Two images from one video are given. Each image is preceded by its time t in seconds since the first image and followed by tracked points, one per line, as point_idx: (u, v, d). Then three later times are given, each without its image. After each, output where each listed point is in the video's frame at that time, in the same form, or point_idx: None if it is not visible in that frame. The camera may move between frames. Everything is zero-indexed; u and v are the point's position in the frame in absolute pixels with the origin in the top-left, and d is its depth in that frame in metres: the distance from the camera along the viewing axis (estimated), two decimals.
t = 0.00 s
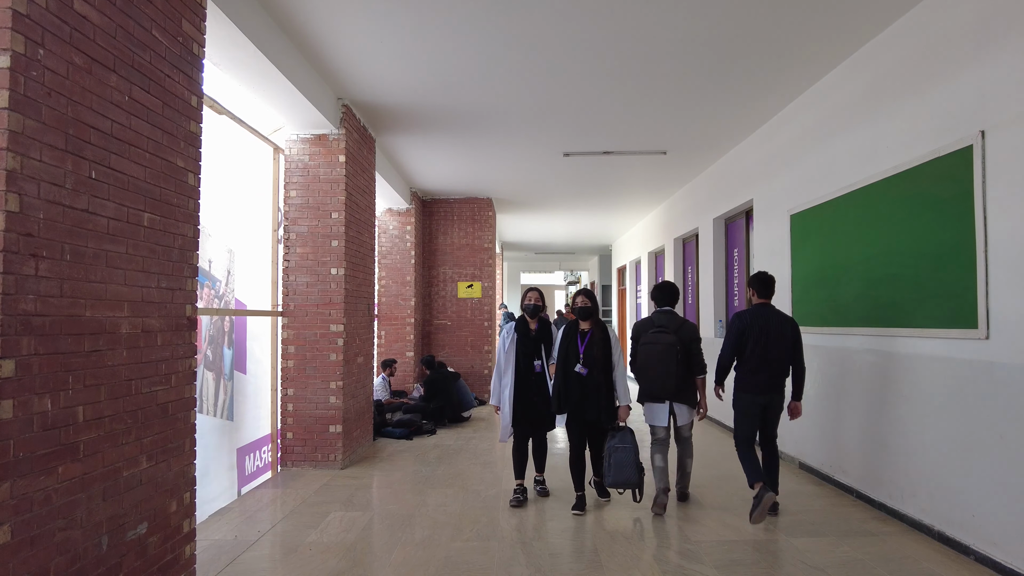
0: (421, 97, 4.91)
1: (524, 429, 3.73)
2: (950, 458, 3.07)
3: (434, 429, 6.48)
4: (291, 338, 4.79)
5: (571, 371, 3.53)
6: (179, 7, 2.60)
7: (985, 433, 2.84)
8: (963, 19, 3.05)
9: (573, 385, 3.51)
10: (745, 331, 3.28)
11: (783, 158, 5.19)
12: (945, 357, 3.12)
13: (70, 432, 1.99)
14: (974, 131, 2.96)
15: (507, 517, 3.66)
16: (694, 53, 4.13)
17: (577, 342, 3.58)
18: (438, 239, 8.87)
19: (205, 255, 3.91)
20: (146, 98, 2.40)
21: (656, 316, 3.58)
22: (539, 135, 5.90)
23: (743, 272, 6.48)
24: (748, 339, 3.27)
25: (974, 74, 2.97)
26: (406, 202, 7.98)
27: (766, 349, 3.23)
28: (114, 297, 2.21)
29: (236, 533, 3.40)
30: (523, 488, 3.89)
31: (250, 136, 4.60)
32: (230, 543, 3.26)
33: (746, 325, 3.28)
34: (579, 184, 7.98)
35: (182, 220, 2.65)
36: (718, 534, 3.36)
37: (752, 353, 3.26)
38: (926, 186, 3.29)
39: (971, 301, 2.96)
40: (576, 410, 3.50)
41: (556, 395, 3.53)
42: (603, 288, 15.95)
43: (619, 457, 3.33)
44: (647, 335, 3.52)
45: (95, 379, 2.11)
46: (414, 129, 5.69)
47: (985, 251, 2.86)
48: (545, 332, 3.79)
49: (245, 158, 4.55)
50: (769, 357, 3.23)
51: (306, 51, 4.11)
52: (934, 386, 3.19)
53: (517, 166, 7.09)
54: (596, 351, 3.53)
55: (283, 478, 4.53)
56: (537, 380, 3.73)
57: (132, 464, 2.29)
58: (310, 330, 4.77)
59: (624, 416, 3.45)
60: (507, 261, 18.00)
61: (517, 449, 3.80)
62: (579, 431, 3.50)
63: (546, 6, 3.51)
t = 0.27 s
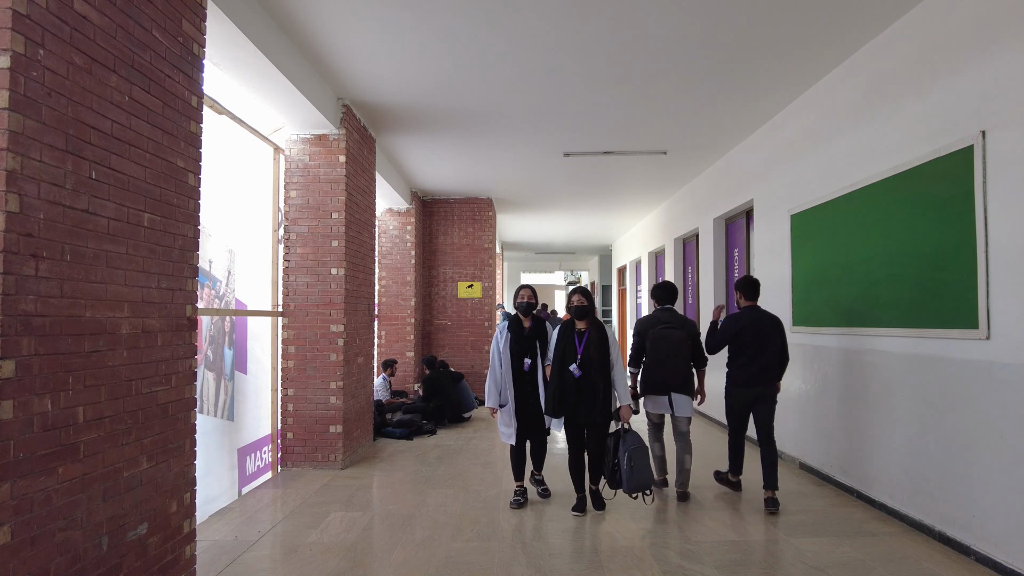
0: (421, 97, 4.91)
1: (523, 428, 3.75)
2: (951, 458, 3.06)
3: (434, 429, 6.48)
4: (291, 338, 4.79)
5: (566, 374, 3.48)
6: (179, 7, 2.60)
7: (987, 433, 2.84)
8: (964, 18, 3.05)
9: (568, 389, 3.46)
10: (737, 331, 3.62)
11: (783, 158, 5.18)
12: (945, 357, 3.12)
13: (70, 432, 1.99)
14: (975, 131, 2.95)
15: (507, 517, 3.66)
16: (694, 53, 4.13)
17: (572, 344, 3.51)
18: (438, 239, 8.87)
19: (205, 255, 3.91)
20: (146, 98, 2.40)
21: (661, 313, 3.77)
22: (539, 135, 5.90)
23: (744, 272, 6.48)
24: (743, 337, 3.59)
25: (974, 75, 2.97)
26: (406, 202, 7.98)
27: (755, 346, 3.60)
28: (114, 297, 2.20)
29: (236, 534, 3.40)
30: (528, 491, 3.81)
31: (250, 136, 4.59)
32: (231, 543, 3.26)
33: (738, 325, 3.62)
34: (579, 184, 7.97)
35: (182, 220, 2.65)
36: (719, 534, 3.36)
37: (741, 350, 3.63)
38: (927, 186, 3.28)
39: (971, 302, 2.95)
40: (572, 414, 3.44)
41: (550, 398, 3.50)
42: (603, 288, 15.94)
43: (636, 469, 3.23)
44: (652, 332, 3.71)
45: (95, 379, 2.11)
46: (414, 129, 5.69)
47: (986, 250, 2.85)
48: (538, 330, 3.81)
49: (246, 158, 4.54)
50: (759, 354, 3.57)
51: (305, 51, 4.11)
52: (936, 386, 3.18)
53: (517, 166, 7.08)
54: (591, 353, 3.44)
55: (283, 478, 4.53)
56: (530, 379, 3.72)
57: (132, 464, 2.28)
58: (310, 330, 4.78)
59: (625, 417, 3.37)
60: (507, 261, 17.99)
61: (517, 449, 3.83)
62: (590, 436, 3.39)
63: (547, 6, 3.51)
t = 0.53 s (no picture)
0: (421, 97, 4.90)
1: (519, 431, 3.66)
2: (951, 458, 3.06)
3: (434, 429, 6.48)
4: (291, 338, 4.79)
5: (575, 375, 3.35)
6: (178, 6, 2.60)
7: (988, 433, 2.83)
8: (964, 18, 3.05)
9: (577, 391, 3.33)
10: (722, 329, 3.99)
11: (783, 158, 5.18)
12: (946, 357, 3.12)
13: (69, 432, 1.99)
14: (975, 131, 2.95)
15: (507, 516, 3.67)
16: (694, 53, 4.13)
17: (579, 344, 3.39)
18: (438, 239, 8.87)
19: (205, 255, 3.91)
20: (146, 98, 2.40)
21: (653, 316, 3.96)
22: (539, 135, 5.89)
23: (744, 272, 6.48)
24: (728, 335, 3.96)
25: (974, 75, 2.97)
26: (406, 202, 7.98)
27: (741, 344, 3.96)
28: (113, 297, 2.20)
29: (236, 534, 3.40)
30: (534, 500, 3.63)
31: (250, 136, 4.59)
32: (231, 543, 3.26)
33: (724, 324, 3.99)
34: (579, 184, 7.97)
35: (182, 220, 2.64)
36: (719, 533, 3.36)
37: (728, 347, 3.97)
38: (927, 186, 3.28)
39: (972, 302, 2.95)
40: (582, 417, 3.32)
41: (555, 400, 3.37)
42: (603, 288, 15.93)
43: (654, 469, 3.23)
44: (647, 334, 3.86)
45: (95, 379, 2.11)
46: (414, 128, 5.69)
47: (987, 250, 2.85)
48: (536, 330, 3.71)
49: (246, 158, 4.54)
50: (742, 349, 3.94)
51: (305, 50, 4.11)
52: (936, 386, 3.18)
53: (518, 165, 7.08)
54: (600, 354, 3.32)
55: (283, 478, 4.53)
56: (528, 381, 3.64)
57: (132, 464, 2.28)
58: (311, 330, 4.78)
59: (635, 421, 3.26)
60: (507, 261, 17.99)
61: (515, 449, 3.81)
62: (601, 441, 3.26)
63: (547, 6, 3.52)
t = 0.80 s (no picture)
0: (421, 97, 4.90)
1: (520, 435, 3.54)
2: (952, 458, 3.05)
3: (434, 429, 6.48)
4: (291, 338, 4.79)
5: (594, 376, 3.21)
6: (178, 6, 2.60)
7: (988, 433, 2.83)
8: (964, 18, 3.05)
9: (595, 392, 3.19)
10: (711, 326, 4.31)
11: (783, 158, 5.18)
12: (946, 357, 3.11)
13: (69, 433, 1.99)
14: (975, 131, 2.95)
15: (507, 517, 3.66)
16: (694, 53, 4.13)
17: (597, 344, 3.25)
18: (438, 239, 8.87)
19: (205, 255, 3.91)
20: (145, 98, 2.41)
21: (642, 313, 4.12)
22: (539, 134, 5.89)
23: (744, 271, 6.48)
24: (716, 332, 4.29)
25: (974, 75, 2.97)
26: (406, 202, 7.98)
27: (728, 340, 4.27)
28: (113, 297, 2.20)
29: (236, 534, 3.40)
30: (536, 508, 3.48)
31: (250, 136, 4.59)
32: (230, 543, 3.27)
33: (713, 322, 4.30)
34: (579, 183, 7.97)
35: (181, 220, 2.65)
36: (719, 533, 3.37)
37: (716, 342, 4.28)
38: (927, 186, 3.28)
39: (972, 301, 2.95)
40: (599, 419, 3.16)
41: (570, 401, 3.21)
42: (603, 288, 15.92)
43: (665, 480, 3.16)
44: (638, 331, 3.94)
45: (95, 379, 2.11)
46: (413, 128, 5.69)
47: (987, 250, 2.85)
48: (541, 331, 3.60)
49: (246, 158, 4.54)
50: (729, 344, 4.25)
51: (305, 50, 4.11)
52: (936, 386, 3.18)
53: (518, 165, 7.08)
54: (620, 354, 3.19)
55: (283, 478, 4.53)
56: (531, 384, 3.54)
57: (132, 464, 2.28)
58: (311, 330, 4.78)
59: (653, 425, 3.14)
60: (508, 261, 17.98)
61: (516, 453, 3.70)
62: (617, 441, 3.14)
63: (547, 6, 3.52)
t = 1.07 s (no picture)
0: (421, 97, 4.90)
1: (524, 441, 3.40)
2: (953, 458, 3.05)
3: (434, 429, 6.48)
4: (291, 338, 4.79)
5: (611, 380, 3.06)
6: (178, 6, 2.60)
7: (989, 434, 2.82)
8: (963, 18, 3.04)
9: (612, 397, 3.05)
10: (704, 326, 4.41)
11: (783, 158, 5.18)
12: (947, 357, 3.11)
13: (69, 433, 1.99)
14: (975, 131, 2.95)
15: (507, 517, 3.66)
16: (693, 53, 4.13)
17: (613, 347, 3.10)
18: (438, 238, 8.87)
19: (205, 255, 3.91)
20: (145, 98, 2.41)
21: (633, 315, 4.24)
22: (539, 134, 5.88)
23: (744, 271, 6.48)
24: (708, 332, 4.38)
25: (974, 75, 2.96)
26: (406, 202, 7.98)
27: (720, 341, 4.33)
28: (113, 297, 2.20)
29: (235, 534, 3.40)
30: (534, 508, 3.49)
31: (250, 136, 4.59)
32: (230, 543, 3.26)
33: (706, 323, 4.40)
34: (579, 183, 7.97)
35: (181, 220, 2.65)
36: (719, 533, 3.37)
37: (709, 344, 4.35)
38: (927, 185, 3.27)
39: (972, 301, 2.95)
40: (618, 425, 3.00)
41: (586, 407, 3.07)
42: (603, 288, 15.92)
43: (681, 486, 2.84)
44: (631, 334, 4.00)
45: (94, 379, 2.11)
46: (413, 128, 5.69)
47: (987, 250, 2.84)
48: (552, 333, 3.42)
49: (246, 158, 4.54)
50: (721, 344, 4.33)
51: (305, 50, 4.11)
52: (937, 386, 3.17)
53: (518, 165, 7.07)
54: (639, 357, 3.04)
55: (283, 478, 4.53)
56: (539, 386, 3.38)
57: (132, 464, 2.29)
58: (311, 330, 4.78)
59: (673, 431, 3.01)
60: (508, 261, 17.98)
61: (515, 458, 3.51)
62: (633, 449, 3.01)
63: (547, 6, 3.52)
